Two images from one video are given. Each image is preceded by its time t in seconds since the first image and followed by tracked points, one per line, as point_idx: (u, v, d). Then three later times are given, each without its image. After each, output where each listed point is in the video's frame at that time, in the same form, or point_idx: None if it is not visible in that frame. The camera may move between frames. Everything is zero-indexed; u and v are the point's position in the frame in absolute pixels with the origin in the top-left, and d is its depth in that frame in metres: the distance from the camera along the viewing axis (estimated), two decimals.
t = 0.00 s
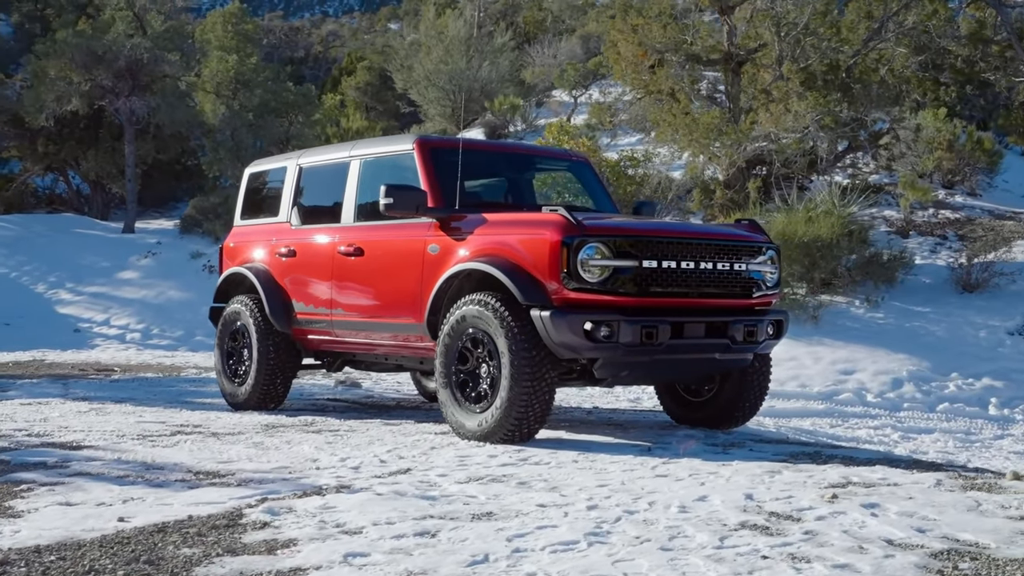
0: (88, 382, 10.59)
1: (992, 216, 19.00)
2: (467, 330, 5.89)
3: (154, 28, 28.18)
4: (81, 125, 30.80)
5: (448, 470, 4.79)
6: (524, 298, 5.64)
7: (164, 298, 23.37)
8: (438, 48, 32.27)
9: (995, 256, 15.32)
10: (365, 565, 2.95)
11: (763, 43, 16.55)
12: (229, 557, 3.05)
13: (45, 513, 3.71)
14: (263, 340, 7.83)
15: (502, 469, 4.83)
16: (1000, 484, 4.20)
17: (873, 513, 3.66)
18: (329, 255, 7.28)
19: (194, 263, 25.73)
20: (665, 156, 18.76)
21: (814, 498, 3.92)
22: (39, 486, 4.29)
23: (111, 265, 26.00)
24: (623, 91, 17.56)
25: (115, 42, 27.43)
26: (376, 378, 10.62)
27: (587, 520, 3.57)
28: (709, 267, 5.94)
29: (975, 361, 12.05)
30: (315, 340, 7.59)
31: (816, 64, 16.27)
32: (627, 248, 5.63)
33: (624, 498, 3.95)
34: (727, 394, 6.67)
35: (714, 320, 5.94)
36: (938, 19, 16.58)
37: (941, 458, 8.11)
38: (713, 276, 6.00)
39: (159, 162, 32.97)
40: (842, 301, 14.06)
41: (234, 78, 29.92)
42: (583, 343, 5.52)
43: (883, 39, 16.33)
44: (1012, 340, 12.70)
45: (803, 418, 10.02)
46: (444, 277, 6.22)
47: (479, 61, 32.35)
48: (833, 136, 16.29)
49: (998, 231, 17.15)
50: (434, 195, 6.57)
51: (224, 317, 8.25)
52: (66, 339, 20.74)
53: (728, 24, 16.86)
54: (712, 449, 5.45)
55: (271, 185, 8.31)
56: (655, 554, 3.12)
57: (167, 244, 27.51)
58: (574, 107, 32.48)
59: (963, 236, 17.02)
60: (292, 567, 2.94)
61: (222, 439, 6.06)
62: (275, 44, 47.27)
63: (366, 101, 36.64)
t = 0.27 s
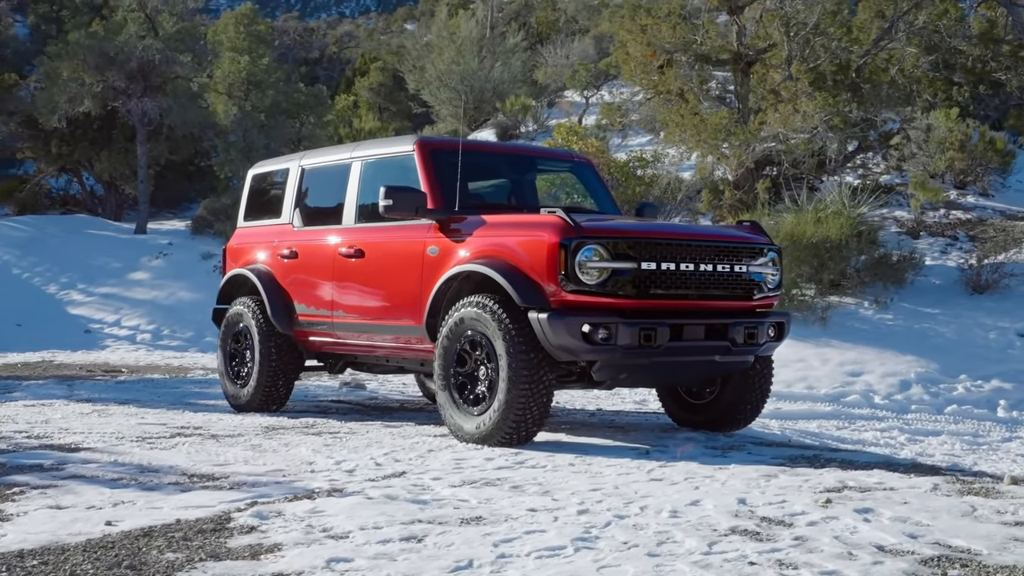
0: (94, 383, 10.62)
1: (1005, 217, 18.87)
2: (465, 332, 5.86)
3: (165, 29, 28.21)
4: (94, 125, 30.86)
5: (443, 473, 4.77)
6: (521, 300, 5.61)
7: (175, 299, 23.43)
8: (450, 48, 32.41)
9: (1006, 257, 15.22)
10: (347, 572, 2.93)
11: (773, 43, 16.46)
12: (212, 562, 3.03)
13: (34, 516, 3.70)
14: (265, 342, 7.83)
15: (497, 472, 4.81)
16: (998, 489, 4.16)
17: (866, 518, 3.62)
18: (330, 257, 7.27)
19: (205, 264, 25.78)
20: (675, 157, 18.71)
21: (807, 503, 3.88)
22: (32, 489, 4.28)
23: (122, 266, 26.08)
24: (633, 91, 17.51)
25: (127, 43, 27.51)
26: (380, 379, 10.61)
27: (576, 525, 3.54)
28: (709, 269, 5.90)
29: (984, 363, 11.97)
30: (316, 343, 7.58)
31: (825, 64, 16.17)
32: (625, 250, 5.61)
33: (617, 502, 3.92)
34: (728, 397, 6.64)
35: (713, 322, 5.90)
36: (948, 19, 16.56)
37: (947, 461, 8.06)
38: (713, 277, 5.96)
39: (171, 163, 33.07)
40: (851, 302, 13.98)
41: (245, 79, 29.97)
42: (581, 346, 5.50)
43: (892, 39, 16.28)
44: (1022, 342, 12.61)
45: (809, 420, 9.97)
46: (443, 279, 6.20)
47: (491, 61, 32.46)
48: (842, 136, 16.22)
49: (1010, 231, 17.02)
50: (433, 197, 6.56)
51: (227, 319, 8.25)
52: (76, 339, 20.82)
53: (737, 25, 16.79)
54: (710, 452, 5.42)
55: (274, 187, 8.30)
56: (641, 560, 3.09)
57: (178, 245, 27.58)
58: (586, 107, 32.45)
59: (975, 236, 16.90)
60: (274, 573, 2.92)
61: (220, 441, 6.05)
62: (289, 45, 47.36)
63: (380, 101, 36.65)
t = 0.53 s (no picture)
0: (98, 384, 10.64)
1: (1015, 217, 18.77)
2: (463, 334, 5.84)
3: (175, 30, 28.27)
4: (105, 126, 30.88)
5: (437, 476, 4.74)
6: (519, 302, 5.59)
7: (184, 300, 23.47)
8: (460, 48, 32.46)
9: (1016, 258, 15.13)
10: None
11: (781, 43, 16.36)
12: (197, 567, 3.02)
13: (24, 519, 3.69)
14: (266, 344, 7.82)
15: (492, 475, 4.78)
16: (997, 493, 4.12)
17: (860, 523, 3.59)
18: (331, 258, 7.26)
19: (213, 265, 25.83)
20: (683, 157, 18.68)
21: (801, 507, 3.85)
22: (25, 492, 4.28)
23: (132, 266, 26.14)
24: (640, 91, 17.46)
25: (136, 45, 27.58)
26: (384, 380, 10.60)
27: (566, 530, 3.51)
28: (709, 270, 5.86)
29: (992, 365, 11.90)
30: (317, 344, 7.57)
31: (833, 64, 16.09)
32: (624, 251, 5.58)
33: (609, 506, 3.90)
34: (729, 399, 6.61)
35: (713, 324, 5.87)
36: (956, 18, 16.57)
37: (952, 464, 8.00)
38: (713, 280, 5.92)
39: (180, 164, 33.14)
40: (858, 303, 13.91)
41: (255, 79, 29.71)
42: (579, 348, 5.46)
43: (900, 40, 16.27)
44: None
45: (814, 422, 9.92)
46: (442, 280, 6.19)
47: (501, 61, 32.48)
48: (849, 136, 16.17)
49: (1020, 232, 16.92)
50: (432, 198, 6.54)
51: (229, 320, 8.24)
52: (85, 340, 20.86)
53: (746, 24, 16.72)
54: (709, 455, 5.39)
55: (276, 187, 8.29)
56: (628, 565, 3.06)
57: (187, 245, 27.64)
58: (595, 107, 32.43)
59: (984, 237, 16.80)
60: None
61: (219, 443, 6.04)
62: (301, 46, 47.41)
63: (390, 102, 36.67)
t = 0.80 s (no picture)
0: (102, 385, 10.65)
1: None
2: (461, 336, 5.82)
3: (184, 31, 28.20)
4: (115, 127, 30.88)
5: (432, 479, 4.72)
6: (516, 303, 5.57)
7: (191, 300, 23.50)
8: (469, 49, 32.51)
9: None
10: None
11: (787, 43, 16.29)
12: (182, 571, 3.00)
13: (13, 522, 3.68)
14: (267, 345, 7.81)
15: (486, 478, 4.76)
16: (994, 496, 4.09)
17: (852, 528, 3.57)
18: (331, 259, 7.25)
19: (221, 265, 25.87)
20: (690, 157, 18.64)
21: (795, 511, 3.83)
22: (17, 494, 4.27)
23: (140, 267, 26.19)
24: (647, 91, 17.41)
25: (145, 45, 27.55)
26: (387, 382, 10.59)
27: (555, 534, 3.49)
28: (708, 272, 5.83)
29: (999, 366, 11.82)
30: (317, 345, 7.56)
31: (840, 64, 16.02)
32: (621, 253, 5.55)
33: (601, 510, 3.87)
34: (729, 400, 6.57)
35: (712, 326, 5.84)
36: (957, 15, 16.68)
37: (956, 467, 7.95)
38: (713, 281, 5.89)
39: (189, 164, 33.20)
40: (864, 304, 13.84)
41: (264, 80, 29.89)
42: (576, 350, 5.44)
43: (908, 40, 16.26)
44: None
45: (819, 423, 9.87)
46: (440, 282, 6.17)
47: (511, 61, 32.46)
48: (856, 136, 16.10)
49: None
50: (431, 200, 6.53)
51: (230, 321, 8.24)
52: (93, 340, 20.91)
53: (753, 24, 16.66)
54: (707, 458, 5.36)
55: (277, 188, 8.28)
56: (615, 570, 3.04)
57: (196, 246, 27.70)
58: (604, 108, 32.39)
59: (992, 237, 16.70)
60: None
61: (217, 445, 6.03)
62: (311, 46, 47.44)
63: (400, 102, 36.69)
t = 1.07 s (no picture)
0: (106, 387, 10.66)
1: None
2: (457, 339, 5.80)
3: (193, 32, 28.20)
4: (126, 128, 30.85)
5: (424, 482, 4.70)
6: (511, 306, 5.54)
7: (199, 301, 23.54)
8: (480, 49, 32.54)
9: None
10: None
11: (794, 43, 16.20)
12: None
13: None
14: (266, 346, 7.80)
15: (479, 481, 4.74)
16: (989, 501, 4.05)
17: (842, 533, 3.54)
18: (329, 261, 7.24)
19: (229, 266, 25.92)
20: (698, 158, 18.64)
21: (785, 516, 3.80)
22: (7, 497, 4.26)
23: (149, 268, 26.25)
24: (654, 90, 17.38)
25: (154, 46, 27.57)
26: (390, 384, 10.58)
27: (541, 538, 3.46)
28: (705, 273, 5.80)
29: (1005, 368, 11.75)
30: (316, 347, 7.55)
31: (847, 64, 15.95)
32: (617, 255, 5.52)
33: (590, 515, 3.84)
34: (729, 402, 6.53)
35: (709, 328, 5.80)
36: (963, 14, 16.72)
37: (960, 470, 7.90)
38: (710, 283, 5.86)
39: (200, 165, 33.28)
40: (871, 305, 13.77)
41: (274, 81, 30.20)
42: (572, 352, 5.41)
43: (916, 40, 16.21)
44: None
45: (823, 425, 9.82)
46: (436, 283, 6.15)
47: (520, 62, 32.45)
48: (863, 137, 16.02)
49: None
50: (429, 201, 6.51)
51: (230, 323, 8.23)
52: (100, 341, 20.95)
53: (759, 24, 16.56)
54: (702, 461, 5.32)
55: (278, 190, 8.28)
56: None
57: (205, 247, 27.76)
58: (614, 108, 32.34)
59: (1001, 237, 16.59)
60: None
61: (213, 447, 6.02)
62: (322, 47, 47.50)
63: (411, 102, 36.74)
